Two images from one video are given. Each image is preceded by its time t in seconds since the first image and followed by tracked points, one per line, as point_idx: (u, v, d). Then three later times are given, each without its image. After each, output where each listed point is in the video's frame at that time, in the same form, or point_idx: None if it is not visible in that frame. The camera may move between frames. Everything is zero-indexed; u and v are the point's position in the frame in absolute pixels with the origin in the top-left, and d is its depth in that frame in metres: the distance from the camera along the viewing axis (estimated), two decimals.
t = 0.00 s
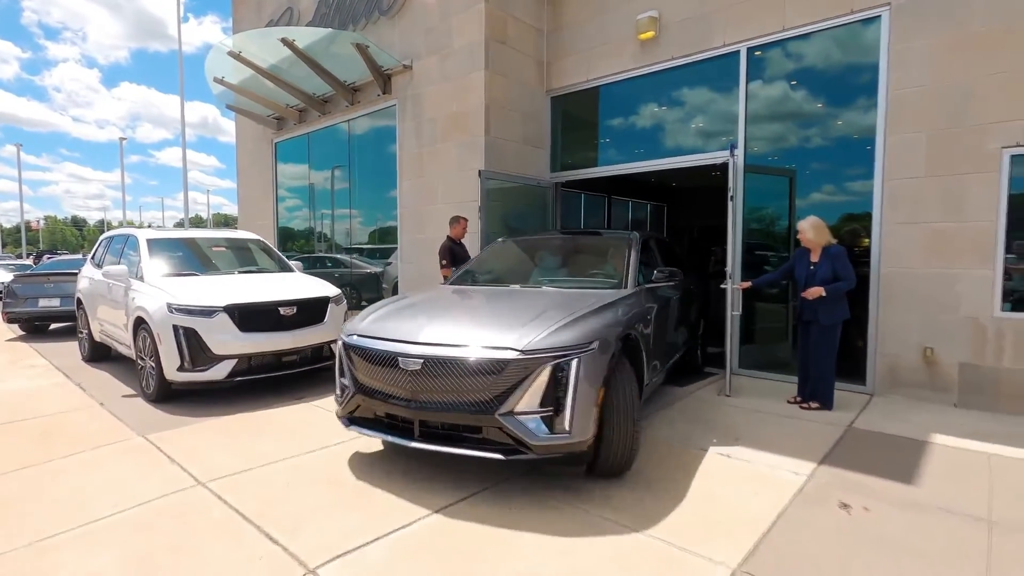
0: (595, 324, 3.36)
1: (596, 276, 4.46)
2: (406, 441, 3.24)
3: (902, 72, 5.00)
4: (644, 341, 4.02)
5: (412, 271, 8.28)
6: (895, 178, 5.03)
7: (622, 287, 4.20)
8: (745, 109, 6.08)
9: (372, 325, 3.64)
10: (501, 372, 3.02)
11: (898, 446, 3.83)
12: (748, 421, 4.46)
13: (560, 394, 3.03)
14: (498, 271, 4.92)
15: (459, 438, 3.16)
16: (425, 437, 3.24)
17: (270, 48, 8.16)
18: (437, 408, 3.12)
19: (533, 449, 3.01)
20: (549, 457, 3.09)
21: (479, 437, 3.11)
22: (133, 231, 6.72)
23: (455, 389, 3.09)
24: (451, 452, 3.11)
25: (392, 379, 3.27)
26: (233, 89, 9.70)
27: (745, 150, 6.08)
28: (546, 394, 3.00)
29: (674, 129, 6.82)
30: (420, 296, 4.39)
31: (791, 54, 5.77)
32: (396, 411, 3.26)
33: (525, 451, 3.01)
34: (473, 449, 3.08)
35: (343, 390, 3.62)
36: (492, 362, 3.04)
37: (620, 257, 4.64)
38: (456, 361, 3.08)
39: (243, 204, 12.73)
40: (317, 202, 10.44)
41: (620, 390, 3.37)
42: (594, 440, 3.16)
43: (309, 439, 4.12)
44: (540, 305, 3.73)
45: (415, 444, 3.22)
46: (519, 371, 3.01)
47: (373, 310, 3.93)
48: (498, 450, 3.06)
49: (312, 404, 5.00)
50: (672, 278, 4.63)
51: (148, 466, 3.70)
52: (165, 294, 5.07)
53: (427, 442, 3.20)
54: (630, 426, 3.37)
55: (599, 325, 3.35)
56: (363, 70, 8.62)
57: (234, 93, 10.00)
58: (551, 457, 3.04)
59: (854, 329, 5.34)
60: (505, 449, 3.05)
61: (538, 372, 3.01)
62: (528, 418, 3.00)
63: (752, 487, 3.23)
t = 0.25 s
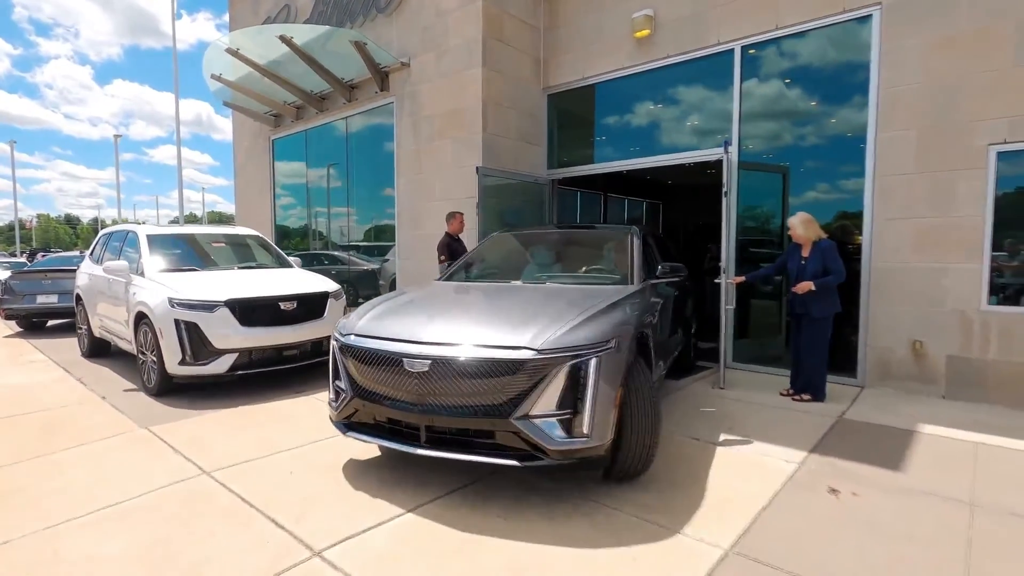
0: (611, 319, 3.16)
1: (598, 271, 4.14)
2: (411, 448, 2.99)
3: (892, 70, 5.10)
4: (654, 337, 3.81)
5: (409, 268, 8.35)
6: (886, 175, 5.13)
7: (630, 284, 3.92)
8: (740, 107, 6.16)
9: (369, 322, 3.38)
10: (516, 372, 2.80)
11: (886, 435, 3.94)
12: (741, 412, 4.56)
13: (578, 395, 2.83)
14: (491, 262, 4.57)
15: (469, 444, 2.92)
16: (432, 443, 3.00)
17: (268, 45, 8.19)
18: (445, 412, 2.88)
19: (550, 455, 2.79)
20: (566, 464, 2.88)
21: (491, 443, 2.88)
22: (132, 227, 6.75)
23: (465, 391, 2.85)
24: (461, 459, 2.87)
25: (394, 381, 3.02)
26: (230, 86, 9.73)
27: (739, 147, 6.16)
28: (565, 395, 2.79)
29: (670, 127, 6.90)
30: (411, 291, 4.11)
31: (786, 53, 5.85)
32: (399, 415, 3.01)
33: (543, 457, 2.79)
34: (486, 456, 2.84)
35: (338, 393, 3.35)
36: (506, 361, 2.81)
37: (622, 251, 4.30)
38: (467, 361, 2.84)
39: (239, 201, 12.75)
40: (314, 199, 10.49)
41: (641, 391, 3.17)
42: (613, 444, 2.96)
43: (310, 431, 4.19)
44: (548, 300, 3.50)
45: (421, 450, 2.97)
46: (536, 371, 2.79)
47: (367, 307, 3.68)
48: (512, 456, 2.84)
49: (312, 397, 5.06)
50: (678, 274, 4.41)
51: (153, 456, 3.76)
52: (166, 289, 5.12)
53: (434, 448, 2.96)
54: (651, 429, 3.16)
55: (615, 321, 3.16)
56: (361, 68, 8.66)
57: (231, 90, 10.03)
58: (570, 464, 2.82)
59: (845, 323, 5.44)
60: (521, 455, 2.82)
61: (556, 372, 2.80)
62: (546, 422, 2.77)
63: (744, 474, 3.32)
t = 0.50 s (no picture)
0: (625, 316, 3.04)
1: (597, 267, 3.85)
2: (417, 453, 2.83)
3: (881, 70, 5.20)
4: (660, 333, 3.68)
5: (406, 264, 8.40)
6: (876, 172, 5.23)
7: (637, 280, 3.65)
8: (735, 106, 6.24)
9: (368, 321, 3.21)
10: (531, 372, 2.66)
11: (872, 425, 4.04)
12: (732, 405, 4.65)
13: (595, 395, 2.71)
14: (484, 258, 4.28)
15: (479, 448, 2.78)
16: (438, 448, 2.85)
17: (264, 42, 8.21)
18: (455, 414, 2.73)
19: (566, 458, 2.66)
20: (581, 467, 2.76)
21: (503, 447, 2.74)
22: (130, 224, 6.78)
23: (476, 392, 2.71)
24: (471, 464, 2.72)
25: (399, 383, 2.85)
26: (226, 83, 9.75)
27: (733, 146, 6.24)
28: (582, 395, 2.67)
29: (665, 125, 6.98)
30: (405, 289, 3.93)
31: (780, 53, 5.92)
32: (404, 418, 2.84)
33: (559, 460, 2.66)
34: (498, 460, 2.71)
35: (337, 395, 3.18)
36: (521, 361, 2.67)
37: (622, 247, 4.00)
38: (479, 361, 2.70)
39: (235, 199, 12.77)
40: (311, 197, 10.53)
41: (654, 390, 3.07)
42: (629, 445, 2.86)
43: (310, 423, 4.26)
44: (553, 295, 3.36)
45: (428, 455, 2.82)
46: (552, 371, 2.66)
47: (363, 305, 3.50)
48: (526, 460, 2.70)
49: (311, 391, 5.12)
50: (682, 271, 4.20)
51: (155, 447, 3.82)
52: (165, 284, 5.17)
53: (442, 453, 2.81)
54: (666, 430, 3.05)
55: (629, 318, 3.04)
56: (358, 65, 8.70)
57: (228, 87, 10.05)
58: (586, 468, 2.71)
59: (835, 317, 5.55)
60: (535, 459, 2.69)
61: (572, 372, 2.67)
62: (562, 425, 2.65)
63: (735, 463, 3.41)
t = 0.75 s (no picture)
0: (637, 312, 2.95)
1: (593, 264, 3.80)
2: (423, 455, 2.71)
3: (868, 70, 5.30)
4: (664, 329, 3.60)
5: (401, 262, 8.45)
6: (864, 170, 5.32)
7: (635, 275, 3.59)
8: (730, 105, 6.31)
9: (367, 318, 3.07)
10: (544, 370, 2.55)
11: (858, 417, 4.14)
12: (722, 398, 4.74)
13: (609, 393, 2.61)
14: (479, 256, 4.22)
15: (487, 449, 2.67)
16: (444, 449, 2.73)
17: (260, 40, 8.23)
18: (464, 415, 2.62)
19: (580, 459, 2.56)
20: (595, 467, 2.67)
21: (513, 448, 2.63)
22: (126, 221, 6.80)
23: (486, 391, 2.59)
24: (480, 466, 2.61)
25: (403, 383, 2.73)
26: (221, 81, 9.76)
27: (727, 145, 6.33)
28: (596, 394, 2.57)
29: (659, 125, 7.05)
30: (399, 286, 3.79)
31: (773, 52, 5.99)
32: (408, 420, 2.72)
33: (573, 461, 2.57)
34: (508, 462, 2.59)
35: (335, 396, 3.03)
36: (533, 358, 2.56)
37: (617, 243, 3.95)
38: (489, 359, 2.59)
39: (230, 197, 12.77)
40: (306, 195, 10.56)
41: (664, 388, 2.98)
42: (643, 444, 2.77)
43: (308, 417, 4.32)
44: (558, 290, 3.26)
45: (434, 458, 2.69)
46: (566, 369, 2.55)
47: (359, 301, 3.36)
48: (537, 461, 2.60)
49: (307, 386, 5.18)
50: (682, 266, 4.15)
51: (155, 440, 3.87)
52: (163, 280, 5.21)
53: (448, 455, 2.69)
54: (679, 429, 2.97)
55: (640, 313, 2.95)
56: (353, 63, 8.73)
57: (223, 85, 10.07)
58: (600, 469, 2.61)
59: (824, 312, 5.65)
60: (548, 460, 2.59)
61: (586, 370, 2.57)
62: (576, 424, 2.55)
63: (723, 453, 3.51)
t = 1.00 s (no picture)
0: (646, 308, 2.88)
1: (590, 259, 3.82)
2: (428, 458, 2.60)
3: (857, 69, 5.39)
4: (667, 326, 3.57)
5: (396, 259, 8.49)
6: (853, 168, 5.40)
7: (638, 270, 3.61)
8: (723, 105, 6.38)
9: (365, 315, 2.95)
10: (556, 368, 2.46)
11: (846, 410, 4.23)
12: (714, 393, 4.82)
13: (621, 392, 2.53)
14: (473, 253, 4.22)
15: (496, 451, 2.57)
16: (450, 452, 2.63)
17: (255, 38, 8.23)
18: (473, 416, 2.52)
19: (594, 459, 2.47)
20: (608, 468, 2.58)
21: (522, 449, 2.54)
22: (120, 218, 6.80)
23: (494, 391, 2.50)
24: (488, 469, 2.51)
25: (407, 383, 2.62)
26: (215, 79, 9.75)
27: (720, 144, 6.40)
28: (609, 393, 2.49)
29: (653, 124, 7.11)
30: (394, 284, 3.68)
31: (767, 52, 6.05)
32: (413, 422, 2.61)
33: (586, 462, 2.48)
34: (518, 463, 2.49)
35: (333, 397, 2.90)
36: (544, 357, 2.46)
37: (613, 239, 3.98)
38: (498, 357, 2.49)
39: (224, 195, 12.76)
40: (301, 193, 10.57)
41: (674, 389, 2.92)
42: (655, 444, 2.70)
43: (304, 411, 4.36)
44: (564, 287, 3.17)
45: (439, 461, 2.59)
46: (578, 368, 2.46)
47: (355, 298, 3.24)
48: (547, 463, 2.50)
49: (303, 382, 5.22)
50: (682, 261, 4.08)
51: (151, 434, 3.90)
52: (158, 277, 5.23)
53: (455, 458, 2.58)
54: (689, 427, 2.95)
55: (650, 310, 2.88)
56: (347, 61, 8.75)
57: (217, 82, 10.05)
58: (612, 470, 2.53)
59: (813, 308, 5.74)
60: (560, 462, 2.49)
61: (599, 369, 2.48)
62: (588, 423, 2.46)
63: (713, 445, 3.58)
